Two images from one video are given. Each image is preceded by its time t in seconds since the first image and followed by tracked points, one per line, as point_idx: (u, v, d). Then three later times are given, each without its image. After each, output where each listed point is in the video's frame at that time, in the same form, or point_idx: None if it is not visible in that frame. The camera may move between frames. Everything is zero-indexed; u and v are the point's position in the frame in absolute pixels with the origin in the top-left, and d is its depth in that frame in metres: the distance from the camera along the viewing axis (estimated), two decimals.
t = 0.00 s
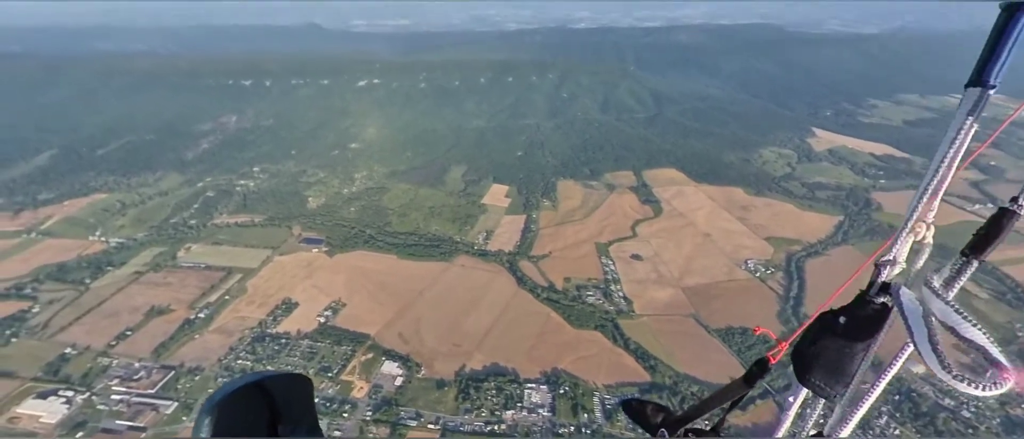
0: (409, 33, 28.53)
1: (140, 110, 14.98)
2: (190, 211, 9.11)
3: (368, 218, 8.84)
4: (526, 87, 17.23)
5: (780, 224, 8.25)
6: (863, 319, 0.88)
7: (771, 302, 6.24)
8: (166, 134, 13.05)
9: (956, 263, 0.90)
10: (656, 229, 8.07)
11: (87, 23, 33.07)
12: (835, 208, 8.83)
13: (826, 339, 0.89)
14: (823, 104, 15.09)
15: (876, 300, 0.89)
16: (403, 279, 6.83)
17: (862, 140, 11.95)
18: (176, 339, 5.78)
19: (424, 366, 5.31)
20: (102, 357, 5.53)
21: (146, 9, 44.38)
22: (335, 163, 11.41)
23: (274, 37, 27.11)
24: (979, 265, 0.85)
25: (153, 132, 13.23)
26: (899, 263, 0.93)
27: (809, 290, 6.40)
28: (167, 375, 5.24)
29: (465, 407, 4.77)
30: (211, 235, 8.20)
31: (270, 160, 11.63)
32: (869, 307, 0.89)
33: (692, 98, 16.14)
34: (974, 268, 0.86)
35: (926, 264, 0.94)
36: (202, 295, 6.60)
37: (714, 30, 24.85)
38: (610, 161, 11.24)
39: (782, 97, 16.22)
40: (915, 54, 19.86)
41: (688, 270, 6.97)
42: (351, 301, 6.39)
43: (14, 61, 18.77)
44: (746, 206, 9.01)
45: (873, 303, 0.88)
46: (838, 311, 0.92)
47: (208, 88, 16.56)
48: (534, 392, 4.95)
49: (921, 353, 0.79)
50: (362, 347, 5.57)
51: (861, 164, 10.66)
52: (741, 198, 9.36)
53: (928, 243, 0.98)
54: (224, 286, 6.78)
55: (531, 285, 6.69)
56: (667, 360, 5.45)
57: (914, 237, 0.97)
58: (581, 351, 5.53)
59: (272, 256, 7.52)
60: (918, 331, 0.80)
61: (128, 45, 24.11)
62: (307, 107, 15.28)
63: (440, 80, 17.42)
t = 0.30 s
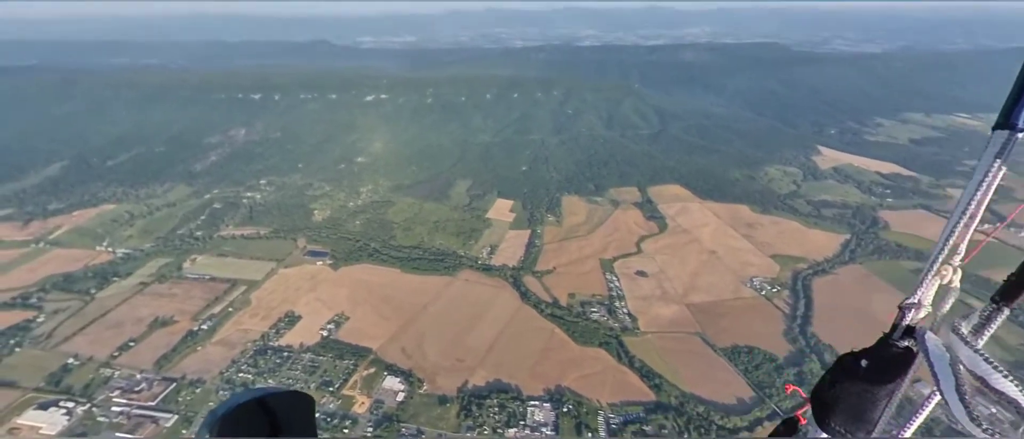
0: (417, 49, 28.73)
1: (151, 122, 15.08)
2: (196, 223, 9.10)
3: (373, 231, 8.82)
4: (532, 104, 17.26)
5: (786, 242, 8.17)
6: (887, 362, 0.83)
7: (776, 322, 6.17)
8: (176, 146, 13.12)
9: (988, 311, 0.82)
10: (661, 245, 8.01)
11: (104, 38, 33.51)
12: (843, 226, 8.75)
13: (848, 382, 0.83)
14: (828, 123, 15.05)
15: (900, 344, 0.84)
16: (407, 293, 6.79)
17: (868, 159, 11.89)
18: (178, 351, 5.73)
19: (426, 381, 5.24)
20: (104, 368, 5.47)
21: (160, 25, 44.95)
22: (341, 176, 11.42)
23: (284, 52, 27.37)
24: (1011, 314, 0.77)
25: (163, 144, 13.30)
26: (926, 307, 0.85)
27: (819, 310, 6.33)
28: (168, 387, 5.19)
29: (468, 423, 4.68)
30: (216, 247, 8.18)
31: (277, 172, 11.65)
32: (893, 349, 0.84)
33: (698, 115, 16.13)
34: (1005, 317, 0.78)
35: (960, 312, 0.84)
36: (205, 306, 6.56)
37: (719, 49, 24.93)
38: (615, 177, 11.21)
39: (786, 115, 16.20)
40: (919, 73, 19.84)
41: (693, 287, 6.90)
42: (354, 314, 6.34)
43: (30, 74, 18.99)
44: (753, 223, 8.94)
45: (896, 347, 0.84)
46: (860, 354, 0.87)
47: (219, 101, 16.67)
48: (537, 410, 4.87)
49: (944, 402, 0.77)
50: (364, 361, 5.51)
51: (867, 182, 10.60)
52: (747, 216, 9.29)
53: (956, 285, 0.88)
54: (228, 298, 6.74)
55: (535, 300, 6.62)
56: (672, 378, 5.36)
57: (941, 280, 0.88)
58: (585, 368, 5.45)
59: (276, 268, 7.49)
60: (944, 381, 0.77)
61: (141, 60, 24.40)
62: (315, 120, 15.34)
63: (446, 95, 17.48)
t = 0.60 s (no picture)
0: (425, 68, 28.91)
1: (162, 135, 15.16)
2: (203, 235, 9.06)
3: (377, 246, 8.76)
4: (538, 122, 17.26)
5: (794, 262, 8.07)
6: (919, 405, 0.85)
7: (784, 342, 6.06)
8: (185, 159, 13.15)
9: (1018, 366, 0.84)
10: (666, 264, 7.93)
11: (119, 54, 33.89)
12: (851, 247, 8.64)
13: (875, 425, 0.86)
14: (834, 143, 14.96)
15: (933, 389, 0.85)
16: (410, 309, 6.71)
17: (876, 179, 11.81)
18: (180, 364, 5.65)
19: (427, 399, 5.13)
20: (105, 381, 5.39)
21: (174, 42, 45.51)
22: (348, 191, 11.40)
23: (293, 69, 27.56)
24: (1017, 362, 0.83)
25: (173, 157, 13.35)
26: (961, 351, 0.87)
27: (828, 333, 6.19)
28: (169, 400, 5.10)
29: None
30: (221, 260, 8.14)
31: (284, 186, 11.64)
32: (926, 393, 0.86)
33: (704, 134, 16.10)
34: None
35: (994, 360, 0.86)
36: (209, 319, 6.50)
37: (724, 70, 24.97)
38: (621, 194, 11.14)
39: (792, 135, 16.13)
40: (926, 94, 19.80)
41: (700, 307, 6.80)
42: (357, 329, 6.26)
43: (46, 87, 19.18)
44: (760, 243, 8.84)
45: (930, 392, 0.85)
46: (891, 399, 0.88)
47: (229, 115, 16.75)
48: (541, 429, 4.75)
49: None
50: (366, 378, 5.42)
51: (874, 202, 10.51)
52: (754, 235, 9.20)
53: (992, 330, 0.88)
54: (232, 311, 6.67)
55: (539, 318, 6.53)
56: (679, 400, 5.24)
57: (977, 324, 0.88)
58: (590, 388, 5.34)
59: (280, 281, 7.43)
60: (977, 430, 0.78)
61: (156, 75, 24.66)
62: (324, 136, 15.39)
63: (453, 111, 17.52)
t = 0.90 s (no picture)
0: (430, 84, 29.00)
1: (171, 148, 15.21)
2: (209, 248, 9.03)
3: (381, 260, 8.71)
4: (543, 138, 17.26)
5: (801, 281, 7.97)
6: None
7: (791, 363, 5.95)
8: (193, 172, 13.16)
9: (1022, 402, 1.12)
10: (671, 282, 7.84)
11: (131, 68, 34.16)
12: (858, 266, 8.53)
13: None
14: (839, 162, 14.88)
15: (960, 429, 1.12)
16: (414, 323, 6.63)
17: (881, 199, 11.72)
18: (181, 377, 5.57)
19: (429, 416, 5.03)
20: (105, 392, 5.31)
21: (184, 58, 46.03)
22: (353, 205, 11.37)
23: (300, 84, 27.68)
24: None
25: (182, 169, 13.37)
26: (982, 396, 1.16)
27: (834, 355, 6.06)
28: (168, 414, 5.02)
29: None
30: (226, 272, 8.09)
31: (290, 199, 11.63)
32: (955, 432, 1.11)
33: (709, 152, 16.05)
34: None
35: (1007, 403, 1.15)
36: (212, 332, 6.43)
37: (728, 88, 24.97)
38: (625, 211, 11.08)
39: (797, 154, 16.06)
40: (930, 115, 19.75)
41: (706, 325, 6.70)
42: (359, 344, 6.18)
43: (57, 100, 19.30)
44: (765, 261, 8.75)
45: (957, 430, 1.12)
46: None
47: (237, 129, 16.80)
48: None
49: None
50: (367, 393, 5.33)
51: (880, 221, 10.41)
52: (760, 253, 9.10)
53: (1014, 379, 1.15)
54: (234, 324, 6.61)
55: (543, 335, 6.45)
56: (685, 421, 5.12)
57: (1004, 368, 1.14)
58: (594, 407, 5.24)
59: (283, 295, 7.37)
60: None
61: (166, 89, 24.83)
62: (331, 150, 15.42)
63: (458, 127, 17.53)
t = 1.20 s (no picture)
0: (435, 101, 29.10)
1: (180, 161, 15.24)
2: (214, 260, 8.98)
3: (385, 274, 8.62)
4: (549, 155, 17.22)
5: (808, 301, 7.84)
6: None
7: (800, 385, 5.81)
8: (201, 185, 13.16)
9: None
10: (677, 300, 7.72)
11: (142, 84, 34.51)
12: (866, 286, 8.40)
13: None
14: (846, 182, 14.78)
15: None
16: (417, 339, 6.53)
17: (889, 218, 11.60)
18: (181, 391, 5.47)
19: (430, 434, 4.89)
20: (105, 406, 5.21)
21: (194, 73, 46.49)
22: (358, 219, 11.32)
23: (307, 100, 27.81)
24: None
25: (190, 182, 13.38)
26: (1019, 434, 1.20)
27: (844, 378, 5.90)
28: (167, 428, 4.92)
29: None
30: (230, 285, 8.01)
31: (296, 213, 11.59)
32: None
33: (714, 171, 15.98)
34: None
35: None
36: (213, 345, 6.34)
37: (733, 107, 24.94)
38: (630, 229, 10.98)
39: (803, 173, 15.96)
40: (937, 134, 19.65)
41: (713, 345, 6.57)
42: (360, 359, 6.07)
43: (69, 113, 19.43)
44: (772, 281, 8.62)
45: None
46: None
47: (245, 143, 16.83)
48: None
49: None
50: (368, 410, 5.22)
51: (888, 241, 10.29)
52: (767, 272, 8.98)
53: None
54: (236, 337, 6.52)
55: (546, 353, 6.33)
56: None
57: None
58: (599, 427, 5.09)
59: (286, 309, 7.28)
60: None
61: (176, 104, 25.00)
62: (338, 164, 15.42)
63: (463, 142, 17.51)
